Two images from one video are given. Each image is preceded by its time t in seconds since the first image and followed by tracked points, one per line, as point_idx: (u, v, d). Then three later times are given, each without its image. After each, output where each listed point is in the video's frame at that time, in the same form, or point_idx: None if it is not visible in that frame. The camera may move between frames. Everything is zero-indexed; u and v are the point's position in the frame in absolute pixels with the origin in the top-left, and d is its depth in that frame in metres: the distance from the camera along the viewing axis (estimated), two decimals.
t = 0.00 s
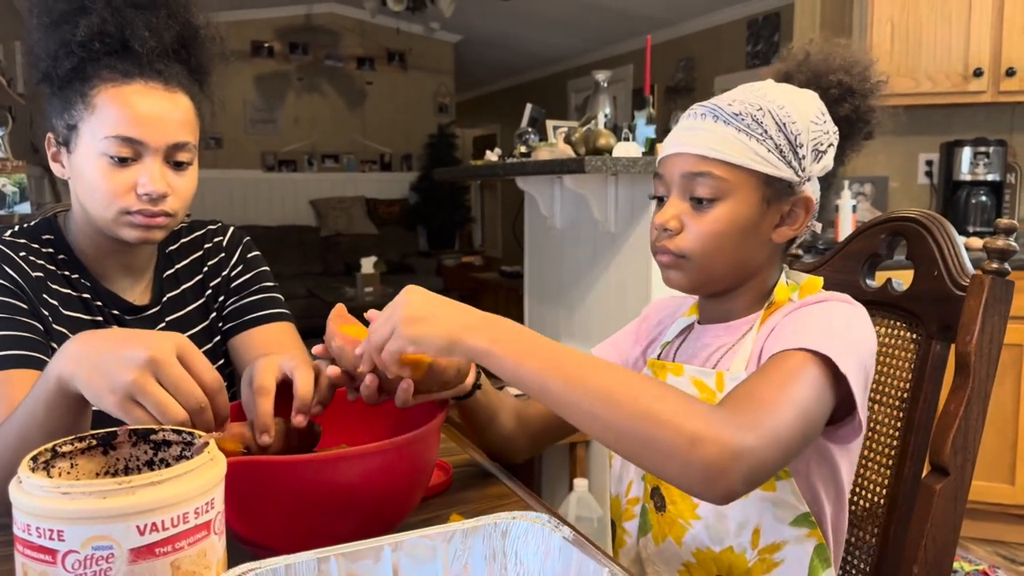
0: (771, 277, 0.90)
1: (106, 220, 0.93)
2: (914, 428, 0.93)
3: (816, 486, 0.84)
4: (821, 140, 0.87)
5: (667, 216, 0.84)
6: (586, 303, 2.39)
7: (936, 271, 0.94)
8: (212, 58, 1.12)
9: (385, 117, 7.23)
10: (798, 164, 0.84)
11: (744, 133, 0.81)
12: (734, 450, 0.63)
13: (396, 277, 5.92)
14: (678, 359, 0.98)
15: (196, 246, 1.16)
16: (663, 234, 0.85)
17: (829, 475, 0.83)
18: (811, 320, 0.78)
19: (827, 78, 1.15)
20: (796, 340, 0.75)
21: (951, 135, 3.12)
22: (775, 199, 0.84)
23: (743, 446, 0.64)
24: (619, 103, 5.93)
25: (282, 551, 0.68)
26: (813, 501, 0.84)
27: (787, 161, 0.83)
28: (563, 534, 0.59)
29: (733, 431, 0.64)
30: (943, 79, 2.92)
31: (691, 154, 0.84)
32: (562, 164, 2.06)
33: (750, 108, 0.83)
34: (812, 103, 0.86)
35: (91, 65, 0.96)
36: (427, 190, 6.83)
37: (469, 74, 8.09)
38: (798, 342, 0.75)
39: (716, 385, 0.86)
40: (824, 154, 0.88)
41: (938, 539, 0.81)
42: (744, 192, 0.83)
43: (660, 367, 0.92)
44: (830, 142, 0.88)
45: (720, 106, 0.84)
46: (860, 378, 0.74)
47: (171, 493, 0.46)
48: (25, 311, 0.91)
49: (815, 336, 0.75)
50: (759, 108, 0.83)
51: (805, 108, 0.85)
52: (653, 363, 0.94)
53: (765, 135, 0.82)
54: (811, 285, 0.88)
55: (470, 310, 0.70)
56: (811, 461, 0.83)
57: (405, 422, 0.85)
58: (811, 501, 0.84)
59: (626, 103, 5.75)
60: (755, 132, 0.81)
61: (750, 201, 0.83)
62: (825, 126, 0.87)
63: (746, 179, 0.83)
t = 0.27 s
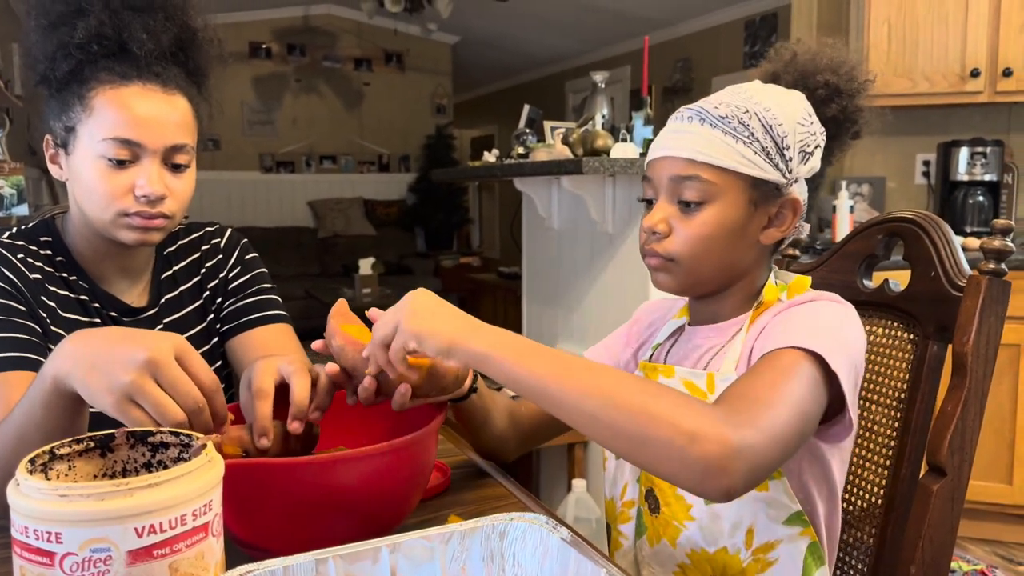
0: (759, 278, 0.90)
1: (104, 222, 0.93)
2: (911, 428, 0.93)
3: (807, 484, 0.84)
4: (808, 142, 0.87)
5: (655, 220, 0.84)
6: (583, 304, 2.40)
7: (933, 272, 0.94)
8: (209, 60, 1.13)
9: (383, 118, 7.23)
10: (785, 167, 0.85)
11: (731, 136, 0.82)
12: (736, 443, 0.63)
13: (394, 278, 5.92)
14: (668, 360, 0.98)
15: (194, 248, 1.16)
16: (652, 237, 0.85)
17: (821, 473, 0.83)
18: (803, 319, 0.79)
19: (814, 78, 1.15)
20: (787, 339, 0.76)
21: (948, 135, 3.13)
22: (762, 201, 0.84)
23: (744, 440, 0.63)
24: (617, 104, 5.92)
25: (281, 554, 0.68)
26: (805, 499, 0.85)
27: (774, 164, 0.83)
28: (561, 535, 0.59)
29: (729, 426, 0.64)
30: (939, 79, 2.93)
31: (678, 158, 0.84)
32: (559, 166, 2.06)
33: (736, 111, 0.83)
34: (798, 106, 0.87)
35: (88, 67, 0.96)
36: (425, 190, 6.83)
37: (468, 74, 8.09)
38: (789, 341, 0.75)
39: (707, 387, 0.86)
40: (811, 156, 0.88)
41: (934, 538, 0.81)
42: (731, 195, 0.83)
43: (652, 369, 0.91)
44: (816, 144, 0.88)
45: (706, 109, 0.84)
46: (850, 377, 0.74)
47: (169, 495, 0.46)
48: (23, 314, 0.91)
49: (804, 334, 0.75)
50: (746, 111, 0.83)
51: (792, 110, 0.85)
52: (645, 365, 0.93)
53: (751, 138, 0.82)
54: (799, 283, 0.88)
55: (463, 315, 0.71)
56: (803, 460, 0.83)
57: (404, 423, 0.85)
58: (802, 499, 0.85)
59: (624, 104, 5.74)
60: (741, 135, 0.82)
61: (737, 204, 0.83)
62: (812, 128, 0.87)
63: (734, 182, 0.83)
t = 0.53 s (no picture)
0: (753, 275, 0.90)
1: (103, 220, 0.93)
2: (912, 426, 0.93)
3: (806, 482, 0.84)
4: (805, 140, 0.87)
5: (652, 216, 0.84)
6: (581, 303, 2.40)
7: (933, 270, 0.94)
8: (208, 59, 1.12)
9: (381, 118, 7.22)
10: (781, 165, 0.84)
11: (727, 133, 0.81)
12: (741, 452, 0.62)
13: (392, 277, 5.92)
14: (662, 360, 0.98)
15: (192, 246, 1.16)
16: (647, 233, 0.85)
17: (818, 468, 0.83)
18: (800, 316, 0.79)
19: (810, 78, 1.15)
20: (783, 337, 0.75)
21: (947, 133, 3.13)
22: (758, 199, 0.84)
23: (749, 449, 0.63)
24: (616, 104, 5.92)
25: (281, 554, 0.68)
26: (803, 497, 0.85)
27: (770, 162, 0.83)
28: (562, 533, 0.59)
29: (737, 433, 0.63)
30: (938, 78, 2.93)
31: (676, 154, 0.84)
32: (558, 164, 2.05)
33: (734, 108, 0.82)
34: (796, 104, 0.86)
35: (87, 65, 0.96)
36: (424, 190, 6.82)
37: (466, 74, 8.09)
38: (784, 341, 0.75)
39: (703, 386, 0.86)
40: (807, 154, 0.88)
41: (936, 536, 0.81)
42: (728, 192, 0.83)
43: (647, 369, 0.91)
44: (813, 142, 0.88)
45: (703, 106, 0.84)
46: (848, 375, 0.74)
47: (169, 494, 0.46)
48: (21, 314, 0.91)
49: (800, 333, 0.75)
50: (743, 108, 0.83)
51: (789, 108, 0.85)
52: (640, 365, 0.93)
53: (748, 135, 0.82)
54: (793, 281, 0.88)
55: (469, 313, 0.71)
56: (800, 458, 0.83)
57: (404, 422, 0.85)
58: (800, 496, 0.85)
59: (623, 103, 5.74)
60: (738, 132, 0.81)
61: (734, 201, 0.83)
62: (809, 126, 0.87)
63: (731, 179, 0.83)
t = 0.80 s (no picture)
0: (747, 275, 0.90)
1: (100, 221, 0.93)
2: (910, 425, 0.93)
3: (801, 482, 0.84)
4: (798, 140, 0.87)
5: (645, 215, 0.84)
6: (579, 302, 2.40)
7: (930, 269, 0.94)
8: (205, 59, 1.12)
9: (380, 118, 7.22)
10: (775, 164, 0.85)
11: (722, 132, 0.81)
12: (737, 457, 0.62)
13: (391, 277, 5.92)
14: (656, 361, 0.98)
15: (189, 246, 1.16)
16: (641, 232, 0.85)
17: (813, 468, 0.84)
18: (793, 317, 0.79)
19: (805, 78, 1.15)
20: (776, 339, 0.75)
21: (945, 132, 3.13)
22: (752, 198, 0.84)
23: (746, 454, 0.63)
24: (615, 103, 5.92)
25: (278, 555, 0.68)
26: (799, 497, 0.85)
27: (765, 161, 0.83)
28: (560, 533, 0.59)
29: (731, 437, 0.63)
30: (936, 76, 2.93)
31: (670, 152, 0.84)
32: (557, 164, 2.05)
33: (728, 107, 0.83)
34: (790, 104, 0.87)
35: (84, 66, 0.96)
36: (422, 190, 6.82)
37: (465, 73, 8.08)
38: (777, 342, 0.75)
39: (696, 387, 0.86)
40: (801, 154, 0.88)
41: (933, 535, 0.81)
42: (722, 191, 0.83)
43: (640, 370, 0.91)
44: (807, 142, 0.88)
45: (697, 104, 0.84)
46: (842, 375, 0.74)
47: (167, 495, 0.46)
48: (18, 316, 0.92)
49: (796, 334, 0.75)
50: (737, 107, 0.83)
51: (783, 108, 0.85)
52: (633, 366, 0.93)
53: (742, 134, 0.82)
54: (786, 280, 0.89)
55: (467, 318, 0.71)
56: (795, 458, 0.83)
57: (402, 423, 0.86)
58: (795, 496, 0.85)
59: (621, 102, 5.73)
60: (732, 131, 0.81)
61: (728, 200, 0.83)
62: (802, 126, 0.87)
63: (725, 178, 0.83)
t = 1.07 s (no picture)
0: (739, 274, 0.90)
1: (91, 222, 0.92)
2: (905, 424, 0.93)
3: (795, 483, 0.84)
4: (789, 140, 0.87)
5: (637, 217, 0.84)
6: (576, 301, 2.40)
7: (925, 268, 0.94)
8: (195, 59, 1.12)
9: (377, 116, 7.21)
10: (766, 164, 0.84)
11: (713, 132, 0.81)
12: (730, 464, 0.62)
13: (388, 275, 5.92)
14: (650, 362, 0.98)
15: (183, 246, 1.15)
16: (633, 234, 0.85)
17: (807, 468, 0.84)
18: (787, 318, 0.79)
19: (796, 77, 1.15)
20: (769, 342, 0.76)
21: (941, 130, 3.13)
22: (743, 199, 0.84)
23: (738, 461, 0.63)
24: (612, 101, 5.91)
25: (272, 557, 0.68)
26: (792, 497, 0.85)
27: (755, 162, 0.83)
28: (555, 534, 0.59)
29: (722, 446, 0.63)
30: (932, 75, 2.93)
31: (661, 153, 0.83)
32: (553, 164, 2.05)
33: (719, 108, 0.82)
34: (781, 104, 0.86)
35: (73, 66, 0.96)
36: (420, 188, 6.82)
37: (461, 71, 8.08)
38: (772, 346, 0.75)
39: (690, 388, 0.86)
40: (792, 154, 0.88)
41: (928, 535, 0.81)
42: (713, 191, 0.83)
43: (634, 371, 0.91)
44: (798, 142, 0.88)
45: (688, 105, 0.84)
46: (834, 376, 0.74)
47: (160, 498, 0.46)
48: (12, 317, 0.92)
49: (789, 336, 0.75)
50: (728, 107, 0.83)
51: (774, 108, 0.85)
52: (627, 367, 0.93)
53: (733, 135, 0.82)
54: (778, 279, 0.88)
55: (451, 322, 0.70)
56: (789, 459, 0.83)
57: (398, 423, 0.86)
58: (789, 496, 0.85)
59: (618, 100, 5.72)
60: (723, 132, 0.81)
61: (719, 201, 0.83)
62: (793, 126, 0.87)
63: (715, 179, 0.83)
